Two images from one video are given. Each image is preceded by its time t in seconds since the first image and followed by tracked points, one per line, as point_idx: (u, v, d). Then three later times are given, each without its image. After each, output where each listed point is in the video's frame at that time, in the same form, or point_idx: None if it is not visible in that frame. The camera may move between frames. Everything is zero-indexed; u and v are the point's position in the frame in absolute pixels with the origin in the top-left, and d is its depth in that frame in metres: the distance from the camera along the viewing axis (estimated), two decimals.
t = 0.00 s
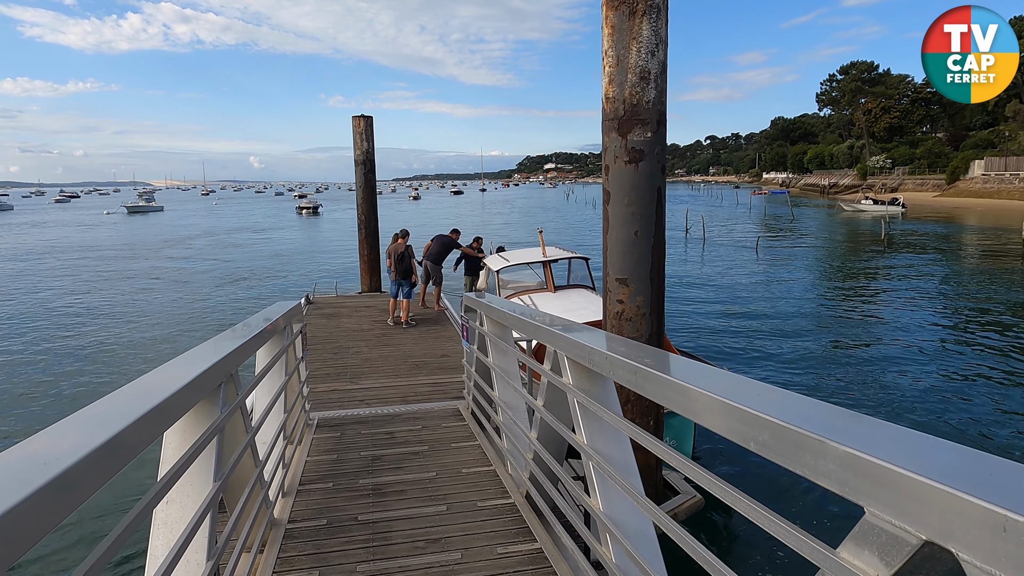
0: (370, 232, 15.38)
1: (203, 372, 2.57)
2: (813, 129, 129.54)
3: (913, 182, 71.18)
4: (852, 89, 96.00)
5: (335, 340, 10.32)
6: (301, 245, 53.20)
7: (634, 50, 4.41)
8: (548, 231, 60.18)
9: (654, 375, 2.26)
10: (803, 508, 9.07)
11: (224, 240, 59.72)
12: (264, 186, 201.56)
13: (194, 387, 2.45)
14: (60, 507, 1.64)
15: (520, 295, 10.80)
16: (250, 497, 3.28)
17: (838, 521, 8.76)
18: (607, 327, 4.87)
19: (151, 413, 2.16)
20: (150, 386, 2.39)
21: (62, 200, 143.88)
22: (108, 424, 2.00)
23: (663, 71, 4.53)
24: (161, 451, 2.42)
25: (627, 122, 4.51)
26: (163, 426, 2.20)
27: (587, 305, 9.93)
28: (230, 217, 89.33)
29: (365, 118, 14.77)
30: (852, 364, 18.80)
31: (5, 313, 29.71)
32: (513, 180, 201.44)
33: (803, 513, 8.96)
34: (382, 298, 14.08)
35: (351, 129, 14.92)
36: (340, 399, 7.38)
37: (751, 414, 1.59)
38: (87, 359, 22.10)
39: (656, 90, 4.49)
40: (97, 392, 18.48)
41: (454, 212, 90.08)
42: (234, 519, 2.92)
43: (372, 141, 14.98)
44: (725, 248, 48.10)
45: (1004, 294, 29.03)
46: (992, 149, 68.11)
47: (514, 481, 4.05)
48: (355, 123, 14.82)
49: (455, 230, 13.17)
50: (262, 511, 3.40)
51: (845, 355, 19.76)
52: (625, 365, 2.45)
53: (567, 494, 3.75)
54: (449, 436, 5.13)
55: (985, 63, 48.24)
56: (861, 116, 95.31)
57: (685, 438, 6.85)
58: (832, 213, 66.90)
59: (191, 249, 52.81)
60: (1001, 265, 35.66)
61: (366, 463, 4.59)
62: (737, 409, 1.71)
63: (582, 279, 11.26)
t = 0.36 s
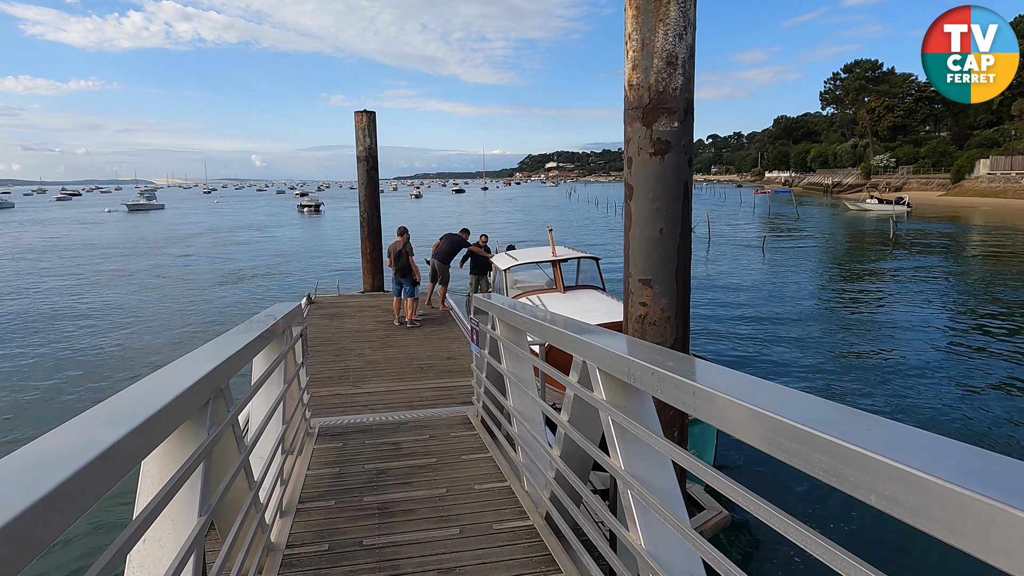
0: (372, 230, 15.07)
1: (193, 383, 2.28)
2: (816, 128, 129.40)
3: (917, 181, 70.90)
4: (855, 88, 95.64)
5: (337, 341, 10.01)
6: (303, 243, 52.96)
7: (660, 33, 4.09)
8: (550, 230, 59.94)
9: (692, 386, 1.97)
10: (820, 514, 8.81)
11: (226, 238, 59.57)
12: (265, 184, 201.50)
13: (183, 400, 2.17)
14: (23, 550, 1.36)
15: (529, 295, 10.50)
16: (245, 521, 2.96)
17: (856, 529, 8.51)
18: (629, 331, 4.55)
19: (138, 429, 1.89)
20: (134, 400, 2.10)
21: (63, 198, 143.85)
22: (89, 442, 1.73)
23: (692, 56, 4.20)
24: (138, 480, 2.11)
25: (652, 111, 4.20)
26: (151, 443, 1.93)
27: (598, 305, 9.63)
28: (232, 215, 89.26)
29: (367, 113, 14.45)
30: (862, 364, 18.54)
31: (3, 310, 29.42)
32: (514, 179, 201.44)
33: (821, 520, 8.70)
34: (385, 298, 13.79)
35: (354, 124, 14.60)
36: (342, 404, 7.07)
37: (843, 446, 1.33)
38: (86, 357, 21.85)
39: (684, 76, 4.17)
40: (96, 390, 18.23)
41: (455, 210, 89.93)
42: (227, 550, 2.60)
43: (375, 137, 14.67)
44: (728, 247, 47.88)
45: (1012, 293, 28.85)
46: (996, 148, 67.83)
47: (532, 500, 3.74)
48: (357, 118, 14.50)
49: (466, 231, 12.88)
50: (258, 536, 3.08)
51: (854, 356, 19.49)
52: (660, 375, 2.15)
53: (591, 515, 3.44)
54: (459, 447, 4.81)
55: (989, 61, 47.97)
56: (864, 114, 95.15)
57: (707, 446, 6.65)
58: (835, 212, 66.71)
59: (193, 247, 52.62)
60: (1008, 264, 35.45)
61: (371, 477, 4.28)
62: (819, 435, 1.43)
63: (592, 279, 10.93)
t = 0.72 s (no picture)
0: (373, 228, 14.79)
1: (175, 392, 2.05)
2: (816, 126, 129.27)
3: (919, 179, 70.63)
4: (856, 86, 95.32)
5: (337, 341, 9.74)
6: (303, 241, 52.76)
7: (683, 14, 3.80)
8: (551, 227, 59.73)
9: (742, 400, 1.67)
10: (834, 519, 8.59)
11: (226, 235, 59.39)
12: (265, 182, 201.52)
13: (164, 410, 1.94)
14: None
15: (534, 294, 10.27)
16: (233, 545, 2.67)
17: (872, 535, 8.28)
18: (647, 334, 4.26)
19: (117, 439, 1.69)
20: (109, 411, 1.88)
21: (64, 196, 143.82)
22: (61, 457, 1.52)
23: (717, 38, 3.92)
24: (102, 515, 1.83)
25: (673, 100, 3.92)
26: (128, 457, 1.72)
27: (606, 305, 9.38)
28: (232, 213, 89.13)
29: (367, 108, 14.14)
30: (869, 363, 18.31)
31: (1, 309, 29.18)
32: (514, 177, 201.46)
33: (834, 524, 8.48)
34: (386, 296, 13.53)
35: (354, 120, 14.29)
36: (342, 408, 6.80)
37: (951, 485, 1.06)
38: (84, 355, 21.63)
39: (708, 61, 3.88)
40: (94, 388, 18.04)
41: (456, 208, 89.85)
42: None
43: (375, 132, 14.37)
44: (730, 245, 47.72)
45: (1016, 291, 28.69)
46: (999, 147, 67.60)
47: (546, 516, 3.46)
48: (357, 114, 14.17)
49: (472, 227, 12.57)
50: (246, 560, 2.78)
51: (861, 354, 19.26)
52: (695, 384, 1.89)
53: (610, 534, 3.17)
54: (465, 456, 4.54)
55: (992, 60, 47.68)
56: (865, 112, 94.99)
57: (725, 453, 6.48)
58: (837, 210, 66.57)
59: (193, 245, 52.44)
60: (1012, 262, 35.27)
61: (372, 490, 4.02)
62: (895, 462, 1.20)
63: (599, 278, 10.68)
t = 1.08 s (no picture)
0: (373, 227, 14.49)
1: (152, 409, 1.79)
2: (817, 126, 129.15)
3: (920, 178, 70.39)
4: (859, 84, 94.82)
5: (336, 344, 9.44)
6: (302, 240, 52.51)
7: None
8: (552, 226, 59.39)
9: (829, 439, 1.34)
10: (850, 526, 8.29)
11: (225, 234, 59.17)
12: (265, 182, 201.53)
13: (142, 432, 1.70)
14: None
15: (540, 295, 9.99)
16: None
17: (890, 542, 7.99)
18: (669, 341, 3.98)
19: (89, 465, 1.46)
20: (90, 425, 1.66)
21: (63, 195, 143.69)
22: (6, 500, 1.24)
23: (745, 22, 3.62)
24: (54, 566, 1.54)
25: (698, 88, 3.63)
26: (104, 483, 1.49)
27: (617, 308, 9.07)
28: (231, 212, 88.91)
29: (366, 105, 13.83)
30: (876, 361, 18.02)
31: None
32: (515, 176, 201.43)
33: (850, 529, 8.19)
34: (386, 297, 13.24)
35: (353, 117, 13.99)
36: (340, 416, 6.51)
37: None
38: (81, 353, 21.37)
39: (737, 46, 3.59)
40: (90, 386, 17.78)
41: (455, 207, 89.64)
42: None
43: (375, 129, 14.07)
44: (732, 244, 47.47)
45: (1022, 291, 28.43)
46: (1001, 145, 67.31)
47: (564, 542, 3.17)
48: (357, 110, 13.87)
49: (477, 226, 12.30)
50: None
51: (866, 353, 19.03)
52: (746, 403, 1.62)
53: (635, 563, 2.88)
54: (473, 471, 4.24)
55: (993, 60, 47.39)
56: (866, 111, 94.81)
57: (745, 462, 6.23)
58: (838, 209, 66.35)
59: (192, 244, 52.19)
60: (1016, 261, 35.00)
61: (374, 510, 3.72)
62: None
63: (606, 279, 10.38)
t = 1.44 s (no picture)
0: (373, 225, 14.21)
1: (131, 429, 1.55)
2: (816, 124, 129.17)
3: (921, 177, 70.34)
4: (858, 83, 94.54)
5: (335, 345, 9.17)
6: (301, 239, 52.25)
7: None
8: (551, 225, 59.17)
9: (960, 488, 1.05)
10: (864, 530, 8.07)
11: (224, 233, 58.97)
12: (264, 181, 201.48)
13: (121, 451, 1.49)
14: None
15: (545, 295, 9.73)
16: None
17: (905, 546, 7.76)
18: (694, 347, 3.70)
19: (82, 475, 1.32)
20: (78, 433, 1.54)
21: (61, 194, 143.33)
22: None
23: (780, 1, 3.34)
24: None
25: (730, 72, 3.35)
26: (71, 520, 1.25)
27: (625, 308, 8.79)
28: (230, 211, 88.74)
29: (366, 100, 13.54)
30: (882, 360, 17.78)
31: None
32: (513, 175, 201.47)
33: (865, 533, 7.96)
34: (387, 296, 12.97)
35: (353, 113, 13.70)
36: (340, 422, 6.22)
37: None
38: (77, 352, 21.11)
39: (772, 27, 3.31)
40: (86, 385, 17.53)
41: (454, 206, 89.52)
42: None
43: (375, 125, 13.78)
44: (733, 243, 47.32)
45: None
46: (1001, 144, 67.08)
47: (586, 568, 2.90)
48: (357, 106, 13.59)
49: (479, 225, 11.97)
50: None
51: (870, 351, 18.78)
52: (812, 425, 1.36)
53: None
54: (483, 486, 3.96)
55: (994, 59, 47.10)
56: (866, 110, 94.77)
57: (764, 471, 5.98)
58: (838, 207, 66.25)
59: (190, 243, 51.96)
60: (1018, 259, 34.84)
61: (376, 530, 3.44)
62: None
63: (613, 278, 10.10)
